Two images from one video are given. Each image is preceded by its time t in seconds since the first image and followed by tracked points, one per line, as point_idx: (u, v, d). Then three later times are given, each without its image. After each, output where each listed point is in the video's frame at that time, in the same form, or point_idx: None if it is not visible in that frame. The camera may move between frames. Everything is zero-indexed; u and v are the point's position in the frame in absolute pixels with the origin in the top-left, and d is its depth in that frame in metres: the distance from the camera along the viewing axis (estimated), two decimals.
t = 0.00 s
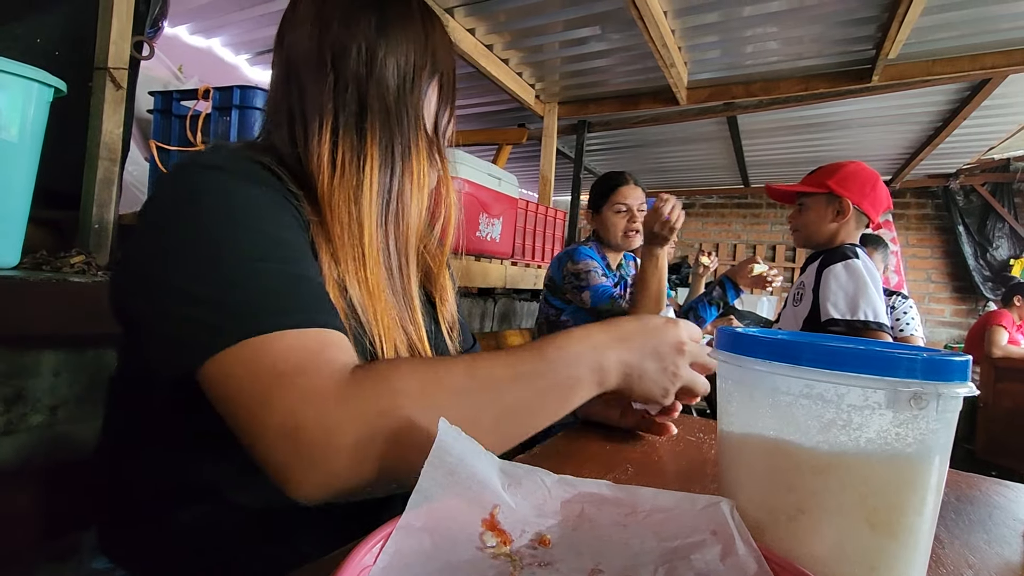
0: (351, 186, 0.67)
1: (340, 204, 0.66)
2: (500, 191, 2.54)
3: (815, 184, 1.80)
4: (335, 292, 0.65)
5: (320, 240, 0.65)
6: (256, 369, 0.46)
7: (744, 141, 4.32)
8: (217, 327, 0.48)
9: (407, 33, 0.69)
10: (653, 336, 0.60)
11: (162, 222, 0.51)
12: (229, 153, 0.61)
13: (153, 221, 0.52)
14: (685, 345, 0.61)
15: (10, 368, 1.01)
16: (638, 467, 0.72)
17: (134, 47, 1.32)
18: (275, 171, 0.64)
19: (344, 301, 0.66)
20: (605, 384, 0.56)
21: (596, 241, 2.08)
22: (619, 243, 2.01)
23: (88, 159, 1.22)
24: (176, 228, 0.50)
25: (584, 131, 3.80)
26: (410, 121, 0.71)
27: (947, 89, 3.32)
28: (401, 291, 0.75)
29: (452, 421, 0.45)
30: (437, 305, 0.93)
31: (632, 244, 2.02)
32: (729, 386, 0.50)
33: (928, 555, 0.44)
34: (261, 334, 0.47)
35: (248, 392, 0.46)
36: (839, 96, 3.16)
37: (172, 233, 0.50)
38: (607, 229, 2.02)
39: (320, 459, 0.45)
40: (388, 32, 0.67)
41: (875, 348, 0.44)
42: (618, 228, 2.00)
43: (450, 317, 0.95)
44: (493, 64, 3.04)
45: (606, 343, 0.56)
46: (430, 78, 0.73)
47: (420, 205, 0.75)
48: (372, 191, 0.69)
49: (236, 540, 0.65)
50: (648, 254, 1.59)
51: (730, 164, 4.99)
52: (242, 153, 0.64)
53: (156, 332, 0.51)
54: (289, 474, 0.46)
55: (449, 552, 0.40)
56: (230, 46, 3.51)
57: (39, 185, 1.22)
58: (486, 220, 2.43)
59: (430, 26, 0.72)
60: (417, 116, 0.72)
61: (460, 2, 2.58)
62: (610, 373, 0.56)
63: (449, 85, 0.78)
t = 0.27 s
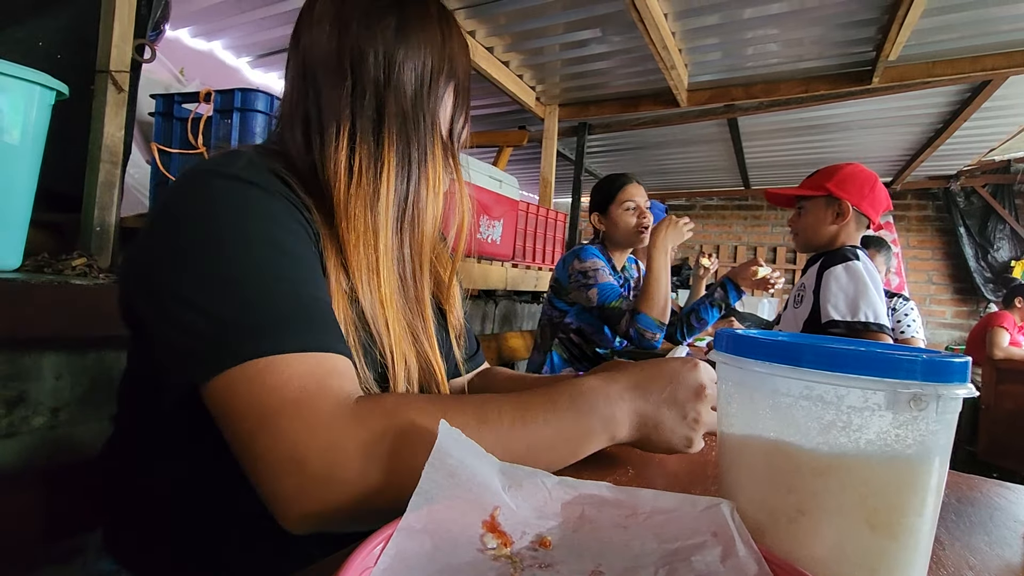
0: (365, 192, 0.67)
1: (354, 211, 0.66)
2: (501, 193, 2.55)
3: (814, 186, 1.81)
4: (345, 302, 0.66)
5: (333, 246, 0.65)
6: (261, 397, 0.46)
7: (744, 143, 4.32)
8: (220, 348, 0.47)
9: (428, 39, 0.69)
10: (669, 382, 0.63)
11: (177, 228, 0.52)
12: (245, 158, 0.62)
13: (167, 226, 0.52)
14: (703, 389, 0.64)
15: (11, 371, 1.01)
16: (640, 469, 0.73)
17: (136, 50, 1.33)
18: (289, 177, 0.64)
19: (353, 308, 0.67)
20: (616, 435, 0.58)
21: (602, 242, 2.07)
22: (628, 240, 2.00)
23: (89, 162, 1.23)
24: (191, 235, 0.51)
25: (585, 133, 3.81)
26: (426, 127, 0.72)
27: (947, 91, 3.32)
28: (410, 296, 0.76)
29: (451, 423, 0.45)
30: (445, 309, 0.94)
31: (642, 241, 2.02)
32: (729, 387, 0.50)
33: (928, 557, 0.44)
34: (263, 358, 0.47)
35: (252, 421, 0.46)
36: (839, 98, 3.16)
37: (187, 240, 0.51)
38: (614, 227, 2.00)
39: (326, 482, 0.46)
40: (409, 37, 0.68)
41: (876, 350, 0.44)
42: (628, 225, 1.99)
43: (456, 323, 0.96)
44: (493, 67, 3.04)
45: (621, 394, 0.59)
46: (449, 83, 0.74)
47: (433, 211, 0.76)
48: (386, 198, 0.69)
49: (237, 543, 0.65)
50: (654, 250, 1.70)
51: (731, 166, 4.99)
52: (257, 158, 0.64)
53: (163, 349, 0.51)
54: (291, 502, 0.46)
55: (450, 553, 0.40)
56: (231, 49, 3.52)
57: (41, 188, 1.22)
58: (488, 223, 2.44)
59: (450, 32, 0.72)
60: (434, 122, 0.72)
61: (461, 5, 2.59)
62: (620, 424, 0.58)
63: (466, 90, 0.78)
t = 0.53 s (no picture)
0: (372, 194, 0.67)
1: (360, 213, 0.66)
2: (501, 195, 2.55)
3: (814, 189, 1.81)
4: (348, 306, 0.66)
5: (338, 248, 0.65)
6: (259, 401, 0.46)
7: (745, 144, 4.32)
8: (221, 351, 0.47)
9: (437, 42, 0.70)
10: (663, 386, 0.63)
11: (182, 230, 0.52)
12: (252, 159, 0.62)
13: (172, 227, 0.52)
14: (700, 386, 0.64)
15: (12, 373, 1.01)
16: (641, 470, 0.73)
17: (137, 53, 1.33)
18: (294, 180, 0.65)
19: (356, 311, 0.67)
20: (615, 440, 0.58)
21: (604, 243, 2.07)
22: (631, 241, 2.01)
23: (90, 164, 1.24)
24: (197, 236, 0.51)
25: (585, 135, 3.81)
26: (434, 130, 0.72)
27: (947, 92, 3.32)
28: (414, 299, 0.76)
29: (451, 425, 0.46)
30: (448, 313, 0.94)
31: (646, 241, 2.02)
32: (729, 388, 0.50)
33: (930, 559, 0.44)
34: (260, 361, 0.47)
35: (251, 427, 0.46)
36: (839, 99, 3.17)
37: (191, 241, 0.51)
38: (618, 229, 2.00)
39: (326, 486, 0.45)
40: (419, 40, 0.68)
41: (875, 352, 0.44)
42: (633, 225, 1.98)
43: (460, 327, 0.96)
44: (493, 69, 3.05)
45: (613, 398, 0.59)
46: (457, 86, 0.74)
47: (439, 214, 0.76)
48: (392, 200, 0.69)
49: (238, 544, 0.66)
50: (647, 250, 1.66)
51: (731, 168, 5.00)
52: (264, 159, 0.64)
53: (163, 353, 0.51)
54: (288, 507, 0.46)
55: (451, 555, 0.40)
56: (232, 52, 3.52)
57: (42, 191, 1.23)
58: (488, 225, 2.44)
59: (459, 35, 0.73)
60: (442, 125, 0.73)
61: (461, 7, 2.60)
62: (618, 428, 0.58)
63: (474, 93, 0.78)
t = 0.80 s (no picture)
0: (373, 196, 0.68)
1: (361, 215, 0.66)
2: (501, 196, 2.56)
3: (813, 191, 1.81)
4: (348, 308, 0.66)
5: (338, 251, 0.66)
6: (258, 404, 0.46)
7: (745, 145, 4.33)
8: (221, 352, 0.48)
9: (439, 45, 0.70)
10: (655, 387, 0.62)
11: (184, 230, 0.52)
12: (254, 161, 0.63)
13: (174, 229, 0.53)
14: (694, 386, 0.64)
15: (13, 375, 1.01)
16: (640, 472, 0.73)
17: (137, 55, 1.33)
18: (295, 182, 0.65)
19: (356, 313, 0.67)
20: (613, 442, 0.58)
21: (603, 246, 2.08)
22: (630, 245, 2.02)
23: (91, 166, 1.24)
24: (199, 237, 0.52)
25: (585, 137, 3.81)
26: (435, 132, 0.72)
27: (947, 93, 3.32)
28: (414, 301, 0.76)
29: (450, 427, 0.46)
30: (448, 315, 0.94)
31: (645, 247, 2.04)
32: (728, 390, 0.50)
33: (929, 559, 0.44)
34: (259, 362, 0.47)
35: (250, 430, 0.46)
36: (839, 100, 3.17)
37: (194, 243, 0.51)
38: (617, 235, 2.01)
39: (327, 488, 0.45)
40: (421, 42, 0.68)
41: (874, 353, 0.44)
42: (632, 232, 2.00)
43: (460, 329, 0.96)
44: (493, 71, 3.05)
45: (605, 402, 0.59)
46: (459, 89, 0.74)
47: (440, 216, 0.76)
48: (393, 202, 0.69)
49: (238, 544, 0.66)
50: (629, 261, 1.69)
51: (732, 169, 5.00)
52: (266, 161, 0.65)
53: (163, 356, 0.51)
54: (285, 510, 0.46)
55: (451, 556, 0.40)
56: (232, 54, 3.53)
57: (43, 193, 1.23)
58: (487, 226, 2.43)
59: (462, 38, 0.73)
60: (443, 127, 0.73)
61: (461, 9, 2.60)
62: (617, 432, 0.58)
63: (476, 96, 0.78)
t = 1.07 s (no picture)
0: (370, 197, 0.68)
1: (359, 216, 0.66)
2: (501, 197, 2.55)
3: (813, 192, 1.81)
4: (346, 310, 0.66)
5: (336, 252, 0.66)
6: (258, 404, 0.46)
7: (744, 146, 4.33)
8: (219, 352, 0.48)
9: (437, 45, 0.70)
10: (647, 390, 0.64)
11: (183, 230, 0.52)
12: (252, 161, 0.63)
13: (173, 229, 0.53)
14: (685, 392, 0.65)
15: (13, 376, 1.01)
16: (640, 472, 0.73)
17: (138, 56, 1.33)
18: (293, 183, 0.65)
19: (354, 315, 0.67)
20: (610, 445, 0.58)
21: (602, 245, 2.08)
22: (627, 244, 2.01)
23: (91, 168, 1.24)
24: (197, 237, 0.52)
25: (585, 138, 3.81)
26: (432, 133, 0.72)
27: (947, 94, 3.32)
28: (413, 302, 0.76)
29: (450, 429, 0.45)
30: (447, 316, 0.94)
31: (639, 247, 2.04)
32: (729, 390, 0.50)
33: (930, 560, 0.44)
34: (259, 362, 0.47)
35: (248, 432, 0.46)
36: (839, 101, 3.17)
37: (192, 242, 0.51)
38: (614, 235, 2.01)
39: (326, 490, 0.45)
40: (419, 43, 0.68)
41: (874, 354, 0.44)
42: (628, 232, 1.99)
43: (460, 330, 0.96)
44: (493, 72, 3.05)
45: (603, 405, 0.60)
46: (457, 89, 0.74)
47: (438, 217, 0.76)
48: (391, 202, 0.69)
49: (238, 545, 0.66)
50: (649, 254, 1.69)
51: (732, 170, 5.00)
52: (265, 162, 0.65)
53: (161, 356, 0.51)
54: (286, 510, 0.46)
55: (451, 558, 0.40)
56: (232, 56, 3.53)
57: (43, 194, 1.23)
58: (488, 227, 2.42)
59: (460, 39, 0.73)
60: (441, 127, 0.73)
61: (461, 10, 2.60)
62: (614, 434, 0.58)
63: (475, 97, 0.78)
